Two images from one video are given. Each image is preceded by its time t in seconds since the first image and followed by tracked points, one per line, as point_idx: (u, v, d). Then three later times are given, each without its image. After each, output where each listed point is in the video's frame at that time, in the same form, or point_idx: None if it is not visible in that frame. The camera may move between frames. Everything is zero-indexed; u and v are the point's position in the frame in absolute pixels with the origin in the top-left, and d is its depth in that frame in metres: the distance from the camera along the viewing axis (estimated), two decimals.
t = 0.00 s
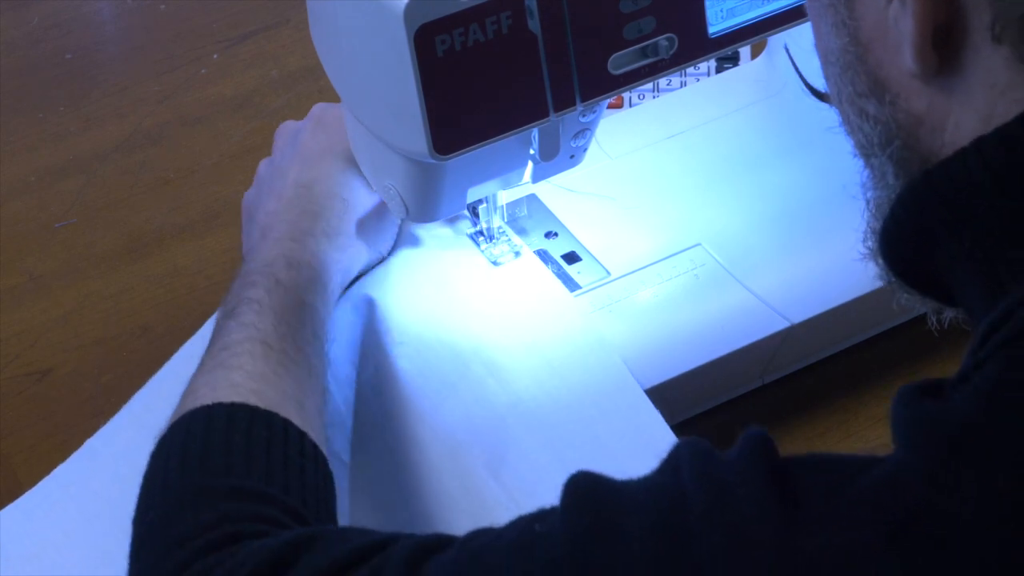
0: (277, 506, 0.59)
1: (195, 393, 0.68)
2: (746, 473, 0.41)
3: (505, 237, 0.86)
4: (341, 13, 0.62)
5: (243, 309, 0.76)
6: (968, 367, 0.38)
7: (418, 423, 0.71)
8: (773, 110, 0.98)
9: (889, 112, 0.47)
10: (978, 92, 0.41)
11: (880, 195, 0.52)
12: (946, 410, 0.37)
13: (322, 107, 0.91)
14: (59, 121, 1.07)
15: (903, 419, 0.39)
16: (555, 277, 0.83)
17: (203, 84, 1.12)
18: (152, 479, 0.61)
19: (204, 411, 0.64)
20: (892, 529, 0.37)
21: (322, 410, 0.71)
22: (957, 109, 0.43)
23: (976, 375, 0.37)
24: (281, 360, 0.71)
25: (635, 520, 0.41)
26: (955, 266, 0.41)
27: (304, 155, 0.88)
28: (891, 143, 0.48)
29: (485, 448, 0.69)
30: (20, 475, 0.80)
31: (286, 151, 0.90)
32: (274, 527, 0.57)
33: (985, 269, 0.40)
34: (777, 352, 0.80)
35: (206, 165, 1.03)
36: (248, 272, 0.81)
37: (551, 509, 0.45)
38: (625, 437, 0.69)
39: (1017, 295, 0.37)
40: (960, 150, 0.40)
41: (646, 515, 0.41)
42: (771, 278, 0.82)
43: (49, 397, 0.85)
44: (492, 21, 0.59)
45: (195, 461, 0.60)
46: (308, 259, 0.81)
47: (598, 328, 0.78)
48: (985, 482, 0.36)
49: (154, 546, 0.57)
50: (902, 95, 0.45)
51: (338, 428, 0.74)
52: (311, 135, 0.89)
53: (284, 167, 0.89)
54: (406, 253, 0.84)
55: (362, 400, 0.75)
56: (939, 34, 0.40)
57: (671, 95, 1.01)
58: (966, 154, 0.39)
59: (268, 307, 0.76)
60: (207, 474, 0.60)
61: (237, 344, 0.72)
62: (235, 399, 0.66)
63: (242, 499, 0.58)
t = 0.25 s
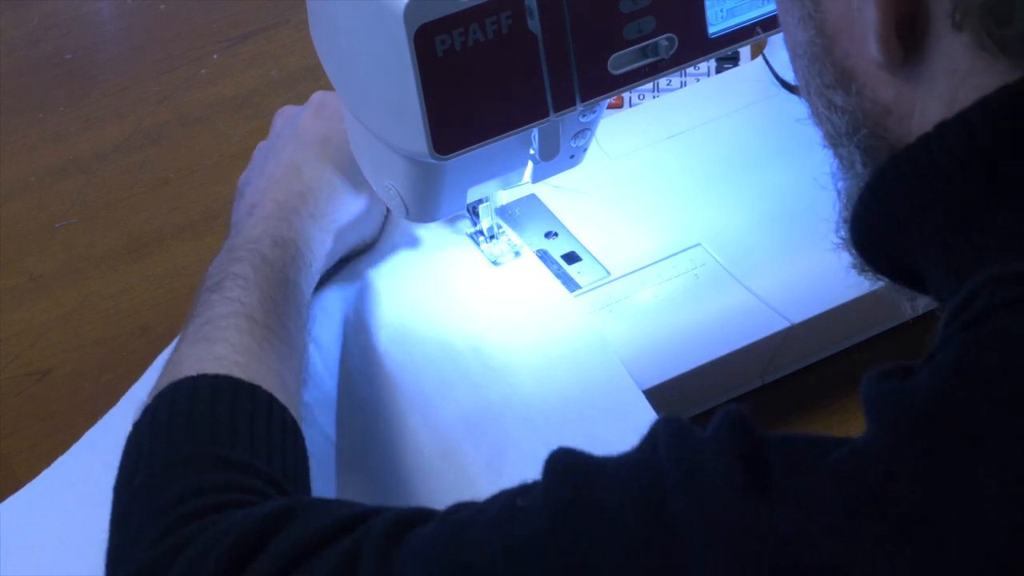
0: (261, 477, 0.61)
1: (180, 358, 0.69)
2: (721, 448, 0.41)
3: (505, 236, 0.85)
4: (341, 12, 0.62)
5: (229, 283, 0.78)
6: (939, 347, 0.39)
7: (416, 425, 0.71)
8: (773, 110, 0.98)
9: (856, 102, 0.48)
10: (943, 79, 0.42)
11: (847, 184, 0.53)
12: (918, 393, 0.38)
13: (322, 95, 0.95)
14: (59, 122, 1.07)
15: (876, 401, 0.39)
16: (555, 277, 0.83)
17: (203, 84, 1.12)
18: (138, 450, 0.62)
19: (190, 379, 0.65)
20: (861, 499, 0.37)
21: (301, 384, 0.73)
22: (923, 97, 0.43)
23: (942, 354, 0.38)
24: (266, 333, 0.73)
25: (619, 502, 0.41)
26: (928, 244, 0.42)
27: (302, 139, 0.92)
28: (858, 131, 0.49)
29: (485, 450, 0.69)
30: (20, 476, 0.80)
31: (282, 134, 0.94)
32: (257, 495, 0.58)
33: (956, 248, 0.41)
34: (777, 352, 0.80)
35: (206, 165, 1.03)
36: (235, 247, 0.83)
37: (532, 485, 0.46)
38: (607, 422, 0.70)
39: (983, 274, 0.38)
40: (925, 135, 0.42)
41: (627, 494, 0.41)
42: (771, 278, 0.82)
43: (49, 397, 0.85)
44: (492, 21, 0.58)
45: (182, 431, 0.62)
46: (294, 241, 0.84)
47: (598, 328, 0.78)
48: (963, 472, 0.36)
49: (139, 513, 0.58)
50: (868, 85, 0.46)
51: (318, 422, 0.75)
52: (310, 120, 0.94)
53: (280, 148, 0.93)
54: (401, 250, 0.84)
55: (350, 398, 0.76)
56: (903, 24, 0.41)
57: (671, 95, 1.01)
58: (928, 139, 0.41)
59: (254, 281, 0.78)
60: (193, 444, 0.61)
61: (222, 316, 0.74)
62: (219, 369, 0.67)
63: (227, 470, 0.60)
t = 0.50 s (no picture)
0: (246, 457, 0.63)
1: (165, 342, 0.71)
2: (696, 424, 0.42)
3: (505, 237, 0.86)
4: (341, 12, 0.62)
5: (211, 266, 0.79)
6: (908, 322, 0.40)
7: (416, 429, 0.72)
8: (773, 111, 0.98)
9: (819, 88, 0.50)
10: (903, 62, 0.44)
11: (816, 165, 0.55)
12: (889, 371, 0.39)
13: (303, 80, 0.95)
14: (59, 122, 1.07)
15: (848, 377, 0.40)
16: (555, 277, 0.83)
17: (203, 84, 1.12)
18: (123, 431, 0.63)
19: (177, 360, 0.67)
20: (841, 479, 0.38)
21: (281, 365, 0.76)
22: (884, 81, 0.46)
23: (907, 328, 0.40)
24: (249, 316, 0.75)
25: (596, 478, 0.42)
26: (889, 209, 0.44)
27: (283, 123, 0.92)
28: (823, 116, 0.51)
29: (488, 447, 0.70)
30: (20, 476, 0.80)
31: (264, 118, 0.93)
32: (242, 474, 0.60)
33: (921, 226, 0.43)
34: (777, 352, 0.80)
35: (206, 165, 1.03)
36: (218, 231, 0.84)
37: (508, 461, 0.47)
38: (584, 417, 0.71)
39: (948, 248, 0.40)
40: (888, 116, 0.43)
41: (603, 471, 0.42)
42: (771, 278, 0.82)
43: (49, 398, 0.85)
44: (492, 21, 0.59)
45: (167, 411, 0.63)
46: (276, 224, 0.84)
47: (597, 328, 0.78)
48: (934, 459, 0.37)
49: (123, 494, 0.59)
50: (832, 70, 0.48)
51: (302, 407, 0.78)
52: (291, 105, 0.94)
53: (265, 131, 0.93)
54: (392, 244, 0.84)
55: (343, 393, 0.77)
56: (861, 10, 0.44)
57: (671, 94, 1.01)
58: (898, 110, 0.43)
59: (236, 265, 0.79)
60: (180, 424, 0.63)
61: (205, 300, 0.75)
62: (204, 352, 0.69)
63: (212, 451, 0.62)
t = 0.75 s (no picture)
0: (230, 444, 0.63)
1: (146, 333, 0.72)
2: (659, 400, 0.43)
3: (505, 236, 0.86)
4: (341, 12, 0.62)
5: (195, 262, 0.80)
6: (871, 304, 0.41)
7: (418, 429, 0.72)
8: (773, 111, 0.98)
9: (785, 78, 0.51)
10: (861, 51, 0.44)
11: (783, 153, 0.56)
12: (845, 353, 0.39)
13: (279, 79, 0.97)
14: (59, 122, 1.07)
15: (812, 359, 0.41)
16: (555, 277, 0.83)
17: (202, 84, 1.12)
18: (106, 423, 0.63)
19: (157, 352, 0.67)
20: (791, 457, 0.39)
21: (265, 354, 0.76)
22: (843, 70, 0.46)
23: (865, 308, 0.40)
24: (232, 305, 0.76)
25: (560, 461, 0.43)
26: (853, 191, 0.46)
27: (262, 120, 0.93)
28: (785, 105, 0.52)
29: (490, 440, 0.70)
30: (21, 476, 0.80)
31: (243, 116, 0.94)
32: (226, 460, 0.61)
33: (882, 208, 0.45)
34: (777, 353, 0.80)
35: (206, 165, 1.03)
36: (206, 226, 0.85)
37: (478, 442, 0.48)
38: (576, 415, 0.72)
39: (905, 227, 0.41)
40: (845, 102, 0.44)
41: (570, 455, 0.43)
42: (772, 277, 0.82)
43: (49, 398, 0.85)
44: (492, 21, 0.59)
45: (148, 397, 0.64)
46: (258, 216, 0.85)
47: (598, 328, 0.77)
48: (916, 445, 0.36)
49: (106, 482, 0.59)
50: (792, 60, 0.49)
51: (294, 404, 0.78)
52: (270, 103, 0.94)
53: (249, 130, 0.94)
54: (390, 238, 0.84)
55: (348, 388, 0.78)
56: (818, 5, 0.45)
57: (671, 94, 1.01)
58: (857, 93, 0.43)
59: (217, 257, 0.80)
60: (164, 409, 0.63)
61: (187, 292, 0.76)
62: (184, 341, 0.70)
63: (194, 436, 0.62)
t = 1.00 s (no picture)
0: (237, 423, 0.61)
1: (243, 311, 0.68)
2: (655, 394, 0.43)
3: (505, 236, 0.86)
4: (341, 12, 0.62)
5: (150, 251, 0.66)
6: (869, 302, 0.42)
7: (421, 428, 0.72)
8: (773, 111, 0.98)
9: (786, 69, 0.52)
10: (868, 49, 0.46)
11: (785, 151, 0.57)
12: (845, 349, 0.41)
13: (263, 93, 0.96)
14: (59, 121, 1.07)
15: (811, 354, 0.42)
16: (555, 277, 0.83)
17: (203, 84, 1.12)
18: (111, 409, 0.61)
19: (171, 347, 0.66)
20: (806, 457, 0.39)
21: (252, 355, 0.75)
22: (847, 70, 0.48)
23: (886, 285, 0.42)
24: (192, 314, 0.60)
25: (557, 461, 0.42)
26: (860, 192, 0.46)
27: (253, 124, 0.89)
28: (789, 102, 0.53)
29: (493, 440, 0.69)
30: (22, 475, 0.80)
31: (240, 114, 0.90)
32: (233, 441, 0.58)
33: (885, 208, 0.46)
34: (777, 353, 0.80)
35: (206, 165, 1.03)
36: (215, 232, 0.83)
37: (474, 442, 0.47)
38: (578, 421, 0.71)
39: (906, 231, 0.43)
40: (849, 101, 0.45)
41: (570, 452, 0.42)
42: (771, 277, 0.82)
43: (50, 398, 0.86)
44: (492, 21, 0.59)
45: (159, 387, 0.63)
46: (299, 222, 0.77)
47: (597, 328, 0.78)
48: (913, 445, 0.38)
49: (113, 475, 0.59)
50: (798, 58, 0.51)
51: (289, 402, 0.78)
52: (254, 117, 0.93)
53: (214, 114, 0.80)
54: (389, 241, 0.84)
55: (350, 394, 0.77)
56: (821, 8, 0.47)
57: (671, 94, 1.01)
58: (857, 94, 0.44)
59: (172, 269, 0.64)
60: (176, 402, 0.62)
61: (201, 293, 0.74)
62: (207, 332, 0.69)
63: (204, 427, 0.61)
